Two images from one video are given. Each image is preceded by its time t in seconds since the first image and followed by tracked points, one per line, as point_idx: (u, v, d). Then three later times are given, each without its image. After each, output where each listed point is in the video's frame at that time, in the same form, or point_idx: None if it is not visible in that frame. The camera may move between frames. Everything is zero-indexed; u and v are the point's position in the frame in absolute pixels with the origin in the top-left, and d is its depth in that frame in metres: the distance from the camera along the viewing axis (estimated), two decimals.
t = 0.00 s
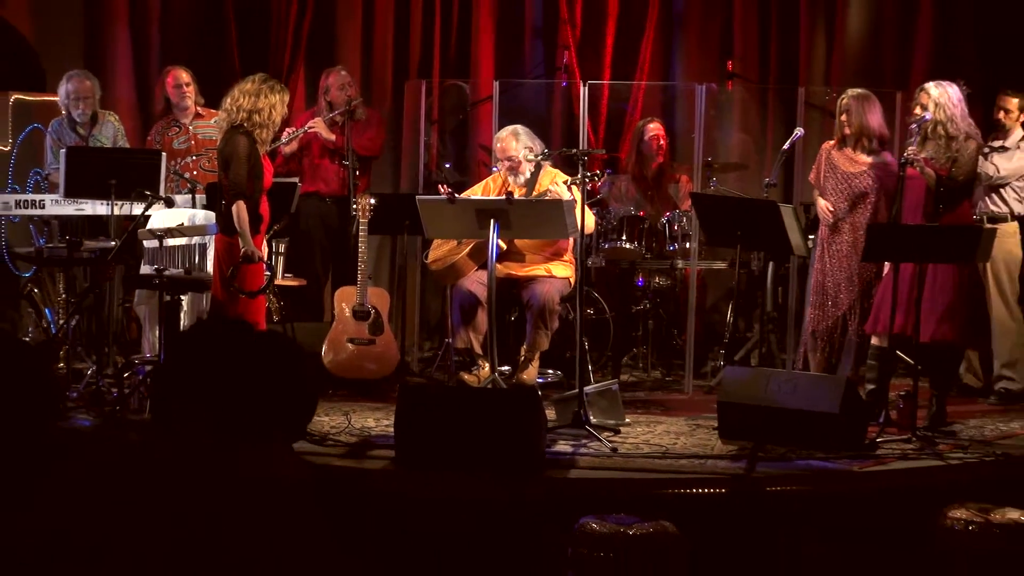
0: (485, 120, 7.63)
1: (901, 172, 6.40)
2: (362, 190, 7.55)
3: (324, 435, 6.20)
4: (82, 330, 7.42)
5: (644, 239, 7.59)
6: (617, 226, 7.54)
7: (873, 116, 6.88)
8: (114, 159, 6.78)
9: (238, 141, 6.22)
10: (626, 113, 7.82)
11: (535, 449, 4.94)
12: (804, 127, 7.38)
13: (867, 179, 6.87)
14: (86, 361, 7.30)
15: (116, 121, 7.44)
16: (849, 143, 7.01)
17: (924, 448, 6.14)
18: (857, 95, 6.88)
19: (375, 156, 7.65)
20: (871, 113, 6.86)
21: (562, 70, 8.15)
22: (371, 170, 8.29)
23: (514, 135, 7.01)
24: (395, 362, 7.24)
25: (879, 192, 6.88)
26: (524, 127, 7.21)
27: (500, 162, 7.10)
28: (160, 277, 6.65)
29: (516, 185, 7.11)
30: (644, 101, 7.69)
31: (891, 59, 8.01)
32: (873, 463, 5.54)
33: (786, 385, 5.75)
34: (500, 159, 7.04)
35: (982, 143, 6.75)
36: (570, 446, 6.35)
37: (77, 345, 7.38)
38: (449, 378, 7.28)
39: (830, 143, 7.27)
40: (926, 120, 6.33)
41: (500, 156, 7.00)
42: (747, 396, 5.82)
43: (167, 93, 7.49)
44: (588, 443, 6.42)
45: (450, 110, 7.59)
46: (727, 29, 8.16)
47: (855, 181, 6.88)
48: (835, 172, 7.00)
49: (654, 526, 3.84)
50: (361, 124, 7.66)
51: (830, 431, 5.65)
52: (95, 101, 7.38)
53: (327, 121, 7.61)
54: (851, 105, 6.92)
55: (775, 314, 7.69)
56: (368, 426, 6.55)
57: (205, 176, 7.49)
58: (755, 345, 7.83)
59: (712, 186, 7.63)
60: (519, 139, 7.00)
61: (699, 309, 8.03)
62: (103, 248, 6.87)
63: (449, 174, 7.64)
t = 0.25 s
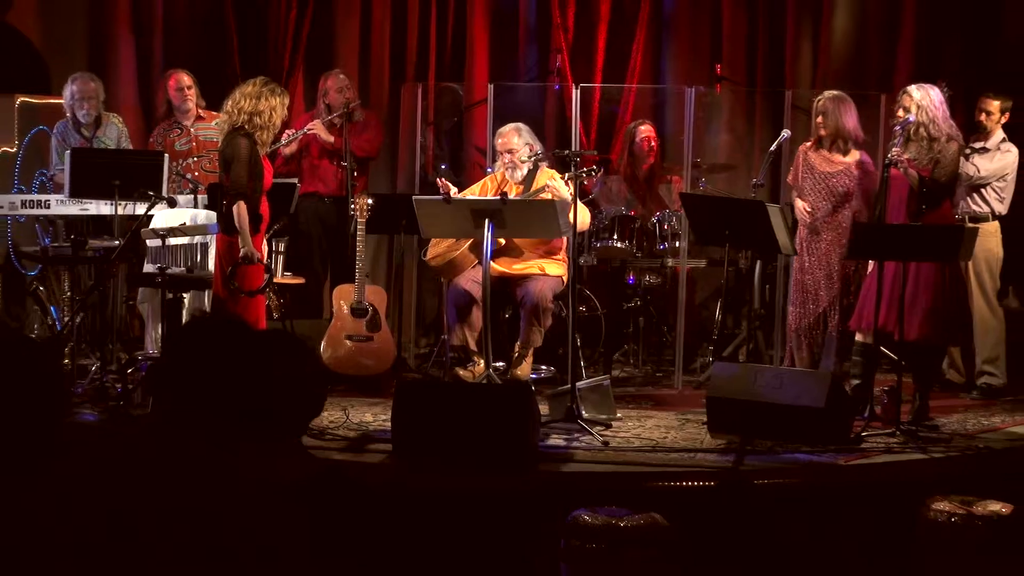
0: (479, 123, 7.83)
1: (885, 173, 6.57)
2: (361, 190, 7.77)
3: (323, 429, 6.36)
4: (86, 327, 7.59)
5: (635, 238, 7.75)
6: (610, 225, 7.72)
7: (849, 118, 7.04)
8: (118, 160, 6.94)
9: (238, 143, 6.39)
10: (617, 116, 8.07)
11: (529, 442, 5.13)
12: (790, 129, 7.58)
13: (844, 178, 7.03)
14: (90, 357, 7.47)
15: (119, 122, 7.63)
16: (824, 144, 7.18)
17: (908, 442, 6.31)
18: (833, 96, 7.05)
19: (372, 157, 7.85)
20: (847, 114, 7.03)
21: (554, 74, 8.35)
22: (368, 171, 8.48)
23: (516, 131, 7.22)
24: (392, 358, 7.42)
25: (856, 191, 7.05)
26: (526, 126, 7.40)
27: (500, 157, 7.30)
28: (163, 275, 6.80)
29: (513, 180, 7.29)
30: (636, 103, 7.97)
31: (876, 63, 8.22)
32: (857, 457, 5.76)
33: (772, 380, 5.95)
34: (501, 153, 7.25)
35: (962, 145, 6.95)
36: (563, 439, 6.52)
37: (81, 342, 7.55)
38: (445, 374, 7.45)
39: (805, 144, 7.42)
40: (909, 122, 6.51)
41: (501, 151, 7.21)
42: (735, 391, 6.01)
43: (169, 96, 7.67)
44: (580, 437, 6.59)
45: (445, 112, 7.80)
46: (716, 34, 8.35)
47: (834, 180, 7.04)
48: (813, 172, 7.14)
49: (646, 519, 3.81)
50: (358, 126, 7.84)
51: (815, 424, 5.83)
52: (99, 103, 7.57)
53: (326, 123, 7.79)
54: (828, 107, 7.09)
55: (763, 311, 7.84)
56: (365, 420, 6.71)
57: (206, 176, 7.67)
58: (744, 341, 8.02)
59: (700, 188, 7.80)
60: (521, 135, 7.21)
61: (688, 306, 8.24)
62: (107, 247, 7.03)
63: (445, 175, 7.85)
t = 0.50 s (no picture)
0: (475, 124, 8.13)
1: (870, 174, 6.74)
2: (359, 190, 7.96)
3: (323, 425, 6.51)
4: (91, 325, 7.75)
5: (627, 237, 7.96)
6: (602, 225, 7.99)
7: (825, 120, 7.21)
8: (122, 162, 7.11)
9: (240, 144, 6.56)
10: (609, 118, 8.20)
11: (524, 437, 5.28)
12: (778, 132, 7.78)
13: (821, 178, 7.21)
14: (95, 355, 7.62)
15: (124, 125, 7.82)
16: (801, 145, 7.35)
17: (893, 436, 6.49)
18: (810, 98, 7.19)
19: (370, 159, 8.03)
20: (823, 116, 7.18)
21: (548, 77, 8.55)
22: (367, 172, 8.68)
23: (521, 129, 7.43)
24: (390, 354, 7.61)
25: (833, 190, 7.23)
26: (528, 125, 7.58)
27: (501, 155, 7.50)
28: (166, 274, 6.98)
29: (512, 177, 7.46)
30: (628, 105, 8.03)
31: (861, 67, 8.45)
32: (844, 450, 5.98)
33: (761, 375, 6.10)
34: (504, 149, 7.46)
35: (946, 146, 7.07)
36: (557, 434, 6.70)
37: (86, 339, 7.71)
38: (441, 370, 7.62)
39: (785, 144, 7.59)
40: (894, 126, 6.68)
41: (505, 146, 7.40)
42: (725, 385, 6.19)
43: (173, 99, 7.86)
44: (574, 432, 6.77)
45: (442, 114, 8.00)
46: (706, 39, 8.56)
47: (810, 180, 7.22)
48: (791, 173, 7.32)
49: (637, 510, 3.97)
50: (356, 128, 8.02)
51: (802, 418, 6.02)
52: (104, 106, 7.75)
53: (325, 125, 7.97)
54: (805, 109, 7.23)
55: (751, 309, 8.06)
56: (364, 416, 6.87)
57: (208, 177, 7.84)
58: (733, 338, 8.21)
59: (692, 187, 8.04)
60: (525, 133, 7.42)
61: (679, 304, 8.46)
62: (111, 246, 7.19)
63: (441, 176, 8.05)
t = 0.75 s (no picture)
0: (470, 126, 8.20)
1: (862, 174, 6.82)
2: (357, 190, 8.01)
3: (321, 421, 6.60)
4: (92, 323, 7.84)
5: (622, 236, 8.03)
6: (596, 225, 8.06)
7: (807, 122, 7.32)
8: (124, 163, 7.20)
9: (238, 145, 6.65)
10: (603, 121, 8.38)
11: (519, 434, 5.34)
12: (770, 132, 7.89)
13: (804, 177, 7.30)
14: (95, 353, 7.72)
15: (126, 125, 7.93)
16: (783, 146, 7.46)
17: (883, 432, 6.60)
18: (792, 100, 7.30)
19: (367, 159, 8.13)
20: (806, 117, 7.30)
21: (543, 79, 8.65)
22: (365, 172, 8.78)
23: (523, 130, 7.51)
24: (387, 352, 7.72)
25: (816, 189, 7.31)
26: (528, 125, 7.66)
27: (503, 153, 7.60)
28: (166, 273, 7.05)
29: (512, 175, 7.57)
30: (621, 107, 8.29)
31: (850, 69, 8.61)
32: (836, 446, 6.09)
33: (754, 373, 6.19)
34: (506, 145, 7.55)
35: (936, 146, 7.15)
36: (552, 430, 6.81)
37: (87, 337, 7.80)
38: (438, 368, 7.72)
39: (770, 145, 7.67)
40: (886, 126, 6.76)
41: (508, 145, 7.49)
42: (719, 382, 6.28)
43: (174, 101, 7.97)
44: (569, 428, 6.87)
45: (439, 115, 8.10)
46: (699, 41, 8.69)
47: (793, 180, 7.31)
48: (775, 173, 7.41)
49: (632, 506, 4.08)
50: (354, 129, 8.10)
51: (792, 414, 6.14)
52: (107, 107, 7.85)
53: (323, 126, 8.06)
54: (788, 109, 7.35)
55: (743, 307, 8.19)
56: (361, 413, 6.97)
57: (208, 178, 7.93)
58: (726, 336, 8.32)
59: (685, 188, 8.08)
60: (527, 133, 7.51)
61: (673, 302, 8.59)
62: (112, 246, 7.27)
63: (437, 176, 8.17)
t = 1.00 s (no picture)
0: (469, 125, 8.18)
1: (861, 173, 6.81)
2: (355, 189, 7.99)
3: (320, 421, 6.59)
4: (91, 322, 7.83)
5: (621, 235, 8.03)
6: (595, 225, 8.06)
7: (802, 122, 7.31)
8: (124, 162, 7.20)
9: (237, 146, 6.64)
10: (603, 121, 8.42)
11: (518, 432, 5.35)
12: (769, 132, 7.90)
13: (797, 178, 7.28)
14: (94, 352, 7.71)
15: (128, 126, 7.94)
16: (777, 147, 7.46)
17: (881, 432, 6.61)
18: (787, 101, 7.30)
19: (367, 159, 8.12)
20: (800, 117, 7.30)
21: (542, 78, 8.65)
22: (364, 172, 8.77)
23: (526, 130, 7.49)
24: (386, 351, 7.72)
25: (809, 191, 7.27)
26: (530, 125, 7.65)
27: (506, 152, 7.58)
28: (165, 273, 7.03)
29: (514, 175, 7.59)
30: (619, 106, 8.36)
31: (848, 70, 8.63)
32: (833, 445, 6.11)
33: (752, 373, 6.18)
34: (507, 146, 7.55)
35: (935, 146, 7.13)
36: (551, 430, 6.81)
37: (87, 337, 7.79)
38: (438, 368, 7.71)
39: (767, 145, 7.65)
40: (886, 126, 6.73)
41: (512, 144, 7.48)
42: (719, 381, 6.27)
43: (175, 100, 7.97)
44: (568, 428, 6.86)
45: (438, 114, 8.10)
46: (698, 41, 8.70)
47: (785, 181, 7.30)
48: (768, 174, 7.40)
49: (630, 506, 4.07)
50: (353, 129, 8.11)
51: (790, 415, 6.15)
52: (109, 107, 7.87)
53: (322, 126, 8.07)
54: (782, 109, 7.34)
55: (742, 307, 8.19)
56: (360, 412, 6.97)
57: (208, 179, 7.91)
58: (725, 336, 8.32)
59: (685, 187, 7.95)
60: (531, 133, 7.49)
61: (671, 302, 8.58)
62: (111, 245, 7.27)
63: (436, 177, 8.17)
